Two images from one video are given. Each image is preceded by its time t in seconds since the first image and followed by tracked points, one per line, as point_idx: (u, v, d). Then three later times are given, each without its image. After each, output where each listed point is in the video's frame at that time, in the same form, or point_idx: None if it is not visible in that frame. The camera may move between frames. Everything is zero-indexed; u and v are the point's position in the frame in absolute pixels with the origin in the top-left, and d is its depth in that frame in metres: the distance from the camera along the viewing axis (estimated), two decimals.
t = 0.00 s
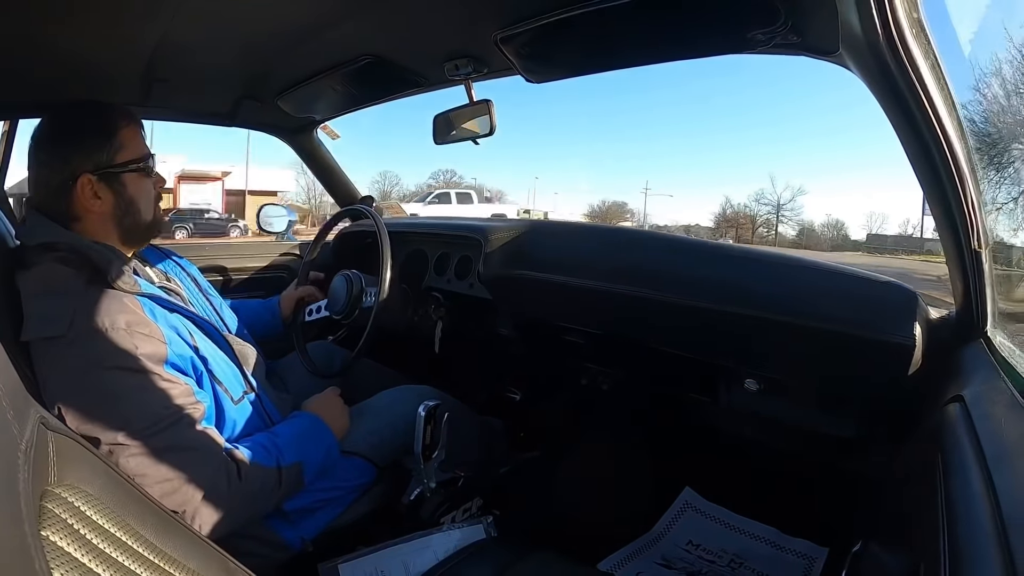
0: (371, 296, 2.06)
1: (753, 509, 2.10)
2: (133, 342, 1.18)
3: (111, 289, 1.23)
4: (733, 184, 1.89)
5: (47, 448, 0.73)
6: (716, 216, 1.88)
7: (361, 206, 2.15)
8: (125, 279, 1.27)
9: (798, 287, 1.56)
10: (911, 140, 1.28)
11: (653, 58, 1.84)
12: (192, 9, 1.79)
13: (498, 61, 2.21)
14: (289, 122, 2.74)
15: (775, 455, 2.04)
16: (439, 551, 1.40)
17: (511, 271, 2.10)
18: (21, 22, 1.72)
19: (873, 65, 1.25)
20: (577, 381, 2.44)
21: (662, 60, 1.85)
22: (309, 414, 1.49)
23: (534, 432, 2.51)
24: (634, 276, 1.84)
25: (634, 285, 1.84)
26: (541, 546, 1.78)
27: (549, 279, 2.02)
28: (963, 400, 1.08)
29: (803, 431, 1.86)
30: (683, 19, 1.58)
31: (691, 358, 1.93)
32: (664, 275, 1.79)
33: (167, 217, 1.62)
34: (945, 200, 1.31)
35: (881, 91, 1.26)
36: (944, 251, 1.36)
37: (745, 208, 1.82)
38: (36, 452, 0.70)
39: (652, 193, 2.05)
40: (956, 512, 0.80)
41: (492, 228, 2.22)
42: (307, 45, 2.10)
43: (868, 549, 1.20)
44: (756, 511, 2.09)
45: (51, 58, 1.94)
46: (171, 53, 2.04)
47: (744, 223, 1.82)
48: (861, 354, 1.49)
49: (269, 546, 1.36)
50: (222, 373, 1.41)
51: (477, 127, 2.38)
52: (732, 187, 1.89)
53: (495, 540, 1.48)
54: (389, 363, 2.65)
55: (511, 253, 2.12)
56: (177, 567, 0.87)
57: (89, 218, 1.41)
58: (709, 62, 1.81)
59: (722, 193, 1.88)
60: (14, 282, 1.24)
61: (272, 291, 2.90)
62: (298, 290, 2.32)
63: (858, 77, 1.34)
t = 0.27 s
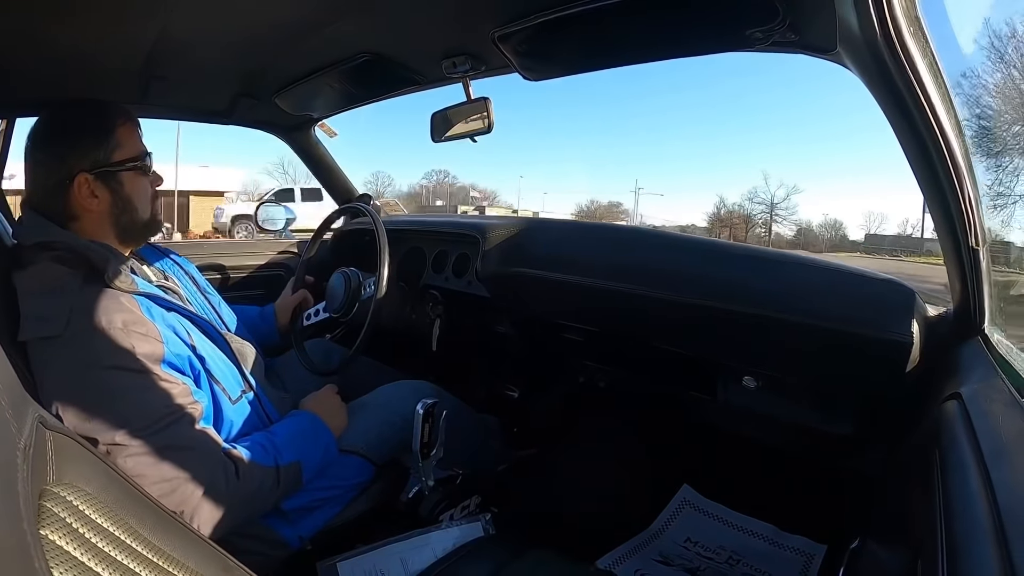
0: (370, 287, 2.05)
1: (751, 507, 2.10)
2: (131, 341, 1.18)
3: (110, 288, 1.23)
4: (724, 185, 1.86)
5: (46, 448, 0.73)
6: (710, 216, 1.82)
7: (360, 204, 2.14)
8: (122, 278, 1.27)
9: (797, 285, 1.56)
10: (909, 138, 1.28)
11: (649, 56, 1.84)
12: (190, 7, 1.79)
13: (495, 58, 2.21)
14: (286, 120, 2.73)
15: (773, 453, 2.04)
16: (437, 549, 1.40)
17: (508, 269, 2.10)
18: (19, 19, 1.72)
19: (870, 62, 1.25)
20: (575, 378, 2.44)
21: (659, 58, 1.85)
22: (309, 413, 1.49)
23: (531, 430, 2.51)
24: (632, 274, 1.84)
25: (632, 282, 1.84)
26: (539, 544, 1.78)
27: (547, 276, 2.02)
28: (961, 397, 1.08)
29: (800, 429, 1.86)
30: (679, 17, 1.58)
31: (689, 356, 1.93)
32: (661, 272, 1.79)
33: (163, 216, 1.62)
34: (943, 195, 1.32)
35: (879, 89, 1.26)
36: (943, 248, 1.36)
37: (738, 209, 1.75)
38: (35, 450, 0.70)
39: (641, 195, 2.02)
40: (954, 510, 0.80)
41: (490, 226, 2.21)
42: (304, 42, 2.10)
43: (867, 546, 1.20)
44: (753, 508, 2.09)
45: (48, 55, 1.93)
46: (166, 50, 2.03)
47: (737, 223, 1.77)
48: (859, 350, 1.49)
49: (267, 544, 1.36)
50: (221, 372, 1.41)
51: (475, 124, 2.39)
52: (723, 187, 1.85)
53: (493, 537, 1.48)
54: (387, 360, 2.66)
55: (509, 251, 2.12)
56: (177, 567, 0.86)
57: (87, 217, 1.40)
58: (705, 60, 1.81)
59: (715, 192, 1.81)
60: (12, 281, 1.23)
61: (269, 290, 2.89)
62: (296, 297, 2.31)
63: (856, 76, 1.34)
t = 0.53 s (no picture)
0: (366, 287, 2.04)
1: (749, 508, 2.10)
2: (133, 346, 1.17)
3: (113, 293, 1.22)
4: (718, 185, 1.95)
5: (43, 455, 0.72)
6: (704, 216, 1.82)
7: (356, 209, 2.14)
8: (125, 285, 1.26)
9: (794, 286, 1.56)
10: (904, 139, 1.29)
11: (644, 58, 1.84)
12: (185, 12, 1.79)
13: (489, 62, 2.21)
14: (281, 125, 2.73)
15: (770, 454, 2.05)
16: (436, 553, 1.39)
17: (504, 273, 2.10)
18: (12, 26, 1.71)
19: (864, 63, 1.25)
20: (572, 381, 2.45)
21: (654, 60, 1.85)
22: (310, 418, 1.49)
23: (528, 433, 2.51)
24: (628, 277, 1.84)
25: (630, 285, 1.84)
26: (537, 547, 1.78)
27: (543, 280, 2.02)
28: (958, 396, 1.08)
29: (799, 430, 1.86)
30: (674, 18, 1.58)
31: (686, 357, 1.93)
32: (658, 275, 1.79)
33: (166, 220, 1.61)
34: (938, 196, 1.33)
35: (874, 91, 1.27)
36: (938, 247, 1.37)
37: (731, 208, 1.74)
38: (32, 457, 0.70)
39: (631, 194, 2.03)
40: (953, 509, 0.80)
41: (486, 229, 2.21)
42: (299, 48, 2.10)
43: (866, 546, 1.20)
44: (751, 509, 2.10)
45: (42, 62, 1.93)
46: (160, 55, 2.03)
47: (730, 224, 1.76)
48: (856, 351, 1.50)
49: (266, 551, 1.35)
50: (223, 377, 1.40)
51: (469, 127, 2.39)
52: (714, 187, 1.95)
53: (491, 541, 1.48)
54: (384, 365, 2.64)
55: (505, 255, 2.13)
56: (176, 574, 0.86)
57: (89, 222, 1.40)
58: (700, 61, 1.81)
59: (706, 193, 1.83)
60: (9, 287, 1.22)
61: (265, 295, 2.88)
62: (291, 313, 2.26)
63: (850, 75, 1.34)
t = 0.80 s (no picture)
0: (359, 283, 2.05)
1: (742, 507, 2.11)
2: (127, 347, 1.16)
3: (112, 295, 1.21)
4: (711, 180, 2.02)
5: (37, 455, 0.72)
6: (702, 215, 1.94)
7: (350, 209, 2.13)
8: (122, 281, 1.25)
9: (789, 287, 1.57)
10: (898, 141, 1.29)
11: (639, 59, 1.85)
12: (178, 11, 1.78)
13: (484, 62, 2.21)
14: (275, 124, 2.71)
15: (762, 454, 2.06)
16: (429, 554, 1.39)
17: (498, 273, 2.09)
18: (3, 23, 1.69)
19: (858, 65, 1.25)
20: (565, 381, 2.45)
21: (649, 61, 1.86)
22: (305, 418, 1.49)
23: (522, 433, 2.51)
24: (624, 277, 1.84)
25: (624, 286, 1.84)
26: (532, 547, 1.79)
27: (537, 280, 2.02)
28: (950, 396, 1.09)
29: (790, 430, 1.87)
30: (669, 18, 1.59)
31: (680, 357, 1.94)
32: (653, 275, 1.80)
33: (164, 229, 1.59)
34: (931, 197, 1.33)
35: (868, 93, 1.27)
36: (931, 248, 1.38)
37: (726, 207, 1.90)
38: (25, 457, 0.69)
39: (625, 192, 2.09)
40: (945, 506, 0.80)
41: (480, 229, 2.21)
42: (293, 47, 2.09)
43: (858, 545, 1.21)
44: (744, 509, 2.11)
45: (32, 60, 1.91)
46: (155, 54, 2.02)
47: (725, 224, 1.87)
48: (849, 351, 1.51)
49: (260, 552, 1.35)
50: (219, 377, 1.40)
51: (463, 128, 2.39)
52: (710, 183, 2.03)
53: (486, 541, 1.48)
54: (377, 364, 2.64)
55: (498, 255, 2.10)
56: None
57: (90, 222, 1.37)
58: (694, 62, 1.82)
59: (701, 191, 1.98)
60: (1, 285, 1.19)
61: (258, 295, 2.87)
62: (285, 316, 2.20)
63: (844, 78, 1.35)
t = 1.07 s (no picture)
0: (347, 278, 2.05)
1: (733, 507, 2.12)
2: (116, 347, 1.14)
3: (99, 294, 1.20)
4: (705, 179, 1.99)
5: (24, 458, 0.72)
6: (696, 213, 1.94)
7: (341, 210, 2.12)
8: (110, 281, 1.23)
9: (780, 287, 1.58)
10: (888, 142, 1.30)
11: (630, 59, 1.85)
12: (167, 11, 1.76)
13: (475, 63, 2.21)
14: (265, 124, 2.70)
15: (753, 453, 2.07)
16: (421, 555, 1.38)
17: (489, 275, 2.08)
18: None
19: (848, 66, 1.26)
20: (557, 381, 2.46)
21: (640, 62, 1.86)
22: (292, 418, 1.48)
23: (515, 434, 2.51)
24: (616, 278, 1.84)
25: (617, 286, 1.85)
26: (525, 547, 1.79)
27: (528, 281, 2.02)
28: (941, 395, 1.10)
29: (781, 429, 1.88)
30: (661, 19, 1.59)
31: (672, 357, 1.95)
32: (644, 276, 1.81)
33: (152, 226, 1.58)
34: (921, 198, 1.34)
35: (859, 95, 1.28)
36: (921, 249, 1.39)
37: (721, 206, 1.91)
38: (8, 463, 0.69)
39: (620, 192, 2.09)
40: (935, 506, 0.81)
41: (471, 230, 2.21)
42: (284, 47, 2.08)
43: (850, 543, 1.22)
44: (735, 508, 2.12)
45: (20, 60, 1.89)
46: (146, 54, 2.00)
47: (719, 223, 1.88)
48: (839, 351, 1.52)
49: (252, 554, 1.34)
50: (207, 377, 1.38)
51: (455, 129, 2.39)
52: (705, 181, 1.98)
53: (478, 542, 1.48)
54: (369, 365, 2.63)
55: (488, 256, 2.09)
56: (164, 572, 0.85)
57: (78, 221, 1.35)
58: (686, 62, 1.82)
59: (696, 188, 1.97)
60: None
61: (250, 296, 2.85)
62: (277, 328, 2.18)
63: (835, 78, 1.36)
